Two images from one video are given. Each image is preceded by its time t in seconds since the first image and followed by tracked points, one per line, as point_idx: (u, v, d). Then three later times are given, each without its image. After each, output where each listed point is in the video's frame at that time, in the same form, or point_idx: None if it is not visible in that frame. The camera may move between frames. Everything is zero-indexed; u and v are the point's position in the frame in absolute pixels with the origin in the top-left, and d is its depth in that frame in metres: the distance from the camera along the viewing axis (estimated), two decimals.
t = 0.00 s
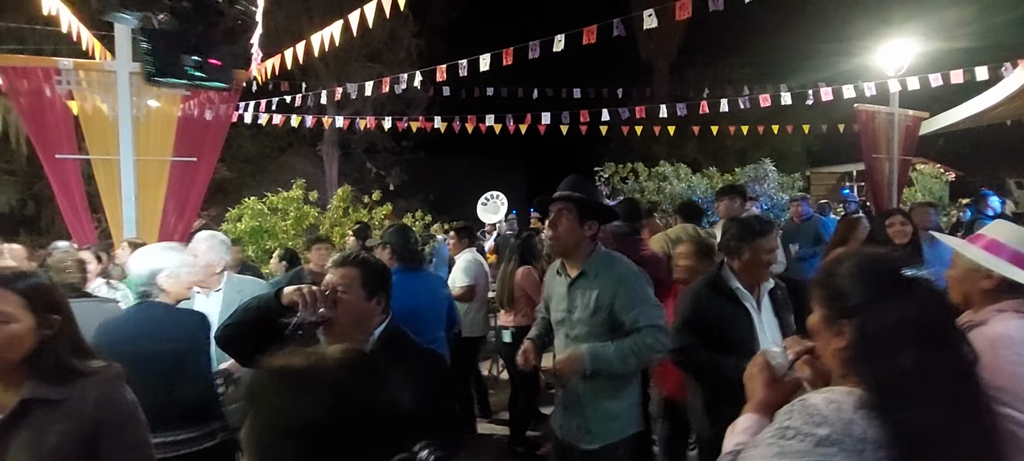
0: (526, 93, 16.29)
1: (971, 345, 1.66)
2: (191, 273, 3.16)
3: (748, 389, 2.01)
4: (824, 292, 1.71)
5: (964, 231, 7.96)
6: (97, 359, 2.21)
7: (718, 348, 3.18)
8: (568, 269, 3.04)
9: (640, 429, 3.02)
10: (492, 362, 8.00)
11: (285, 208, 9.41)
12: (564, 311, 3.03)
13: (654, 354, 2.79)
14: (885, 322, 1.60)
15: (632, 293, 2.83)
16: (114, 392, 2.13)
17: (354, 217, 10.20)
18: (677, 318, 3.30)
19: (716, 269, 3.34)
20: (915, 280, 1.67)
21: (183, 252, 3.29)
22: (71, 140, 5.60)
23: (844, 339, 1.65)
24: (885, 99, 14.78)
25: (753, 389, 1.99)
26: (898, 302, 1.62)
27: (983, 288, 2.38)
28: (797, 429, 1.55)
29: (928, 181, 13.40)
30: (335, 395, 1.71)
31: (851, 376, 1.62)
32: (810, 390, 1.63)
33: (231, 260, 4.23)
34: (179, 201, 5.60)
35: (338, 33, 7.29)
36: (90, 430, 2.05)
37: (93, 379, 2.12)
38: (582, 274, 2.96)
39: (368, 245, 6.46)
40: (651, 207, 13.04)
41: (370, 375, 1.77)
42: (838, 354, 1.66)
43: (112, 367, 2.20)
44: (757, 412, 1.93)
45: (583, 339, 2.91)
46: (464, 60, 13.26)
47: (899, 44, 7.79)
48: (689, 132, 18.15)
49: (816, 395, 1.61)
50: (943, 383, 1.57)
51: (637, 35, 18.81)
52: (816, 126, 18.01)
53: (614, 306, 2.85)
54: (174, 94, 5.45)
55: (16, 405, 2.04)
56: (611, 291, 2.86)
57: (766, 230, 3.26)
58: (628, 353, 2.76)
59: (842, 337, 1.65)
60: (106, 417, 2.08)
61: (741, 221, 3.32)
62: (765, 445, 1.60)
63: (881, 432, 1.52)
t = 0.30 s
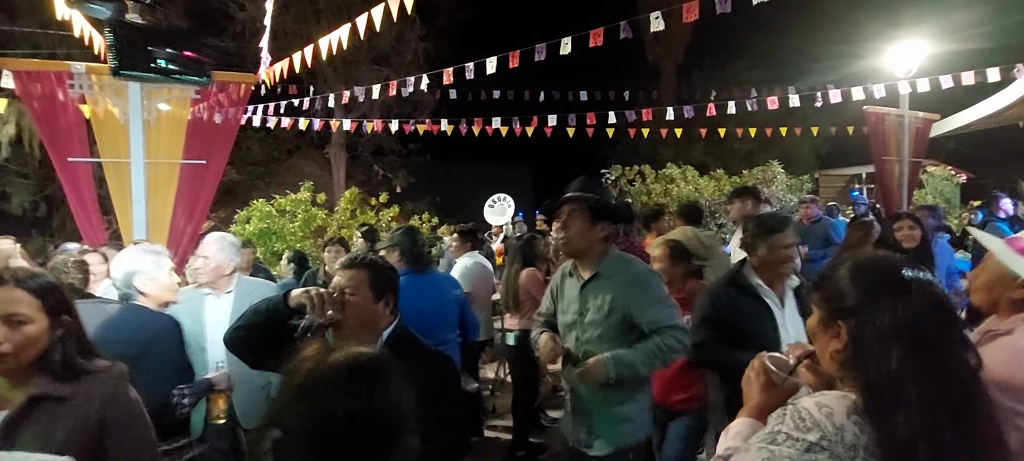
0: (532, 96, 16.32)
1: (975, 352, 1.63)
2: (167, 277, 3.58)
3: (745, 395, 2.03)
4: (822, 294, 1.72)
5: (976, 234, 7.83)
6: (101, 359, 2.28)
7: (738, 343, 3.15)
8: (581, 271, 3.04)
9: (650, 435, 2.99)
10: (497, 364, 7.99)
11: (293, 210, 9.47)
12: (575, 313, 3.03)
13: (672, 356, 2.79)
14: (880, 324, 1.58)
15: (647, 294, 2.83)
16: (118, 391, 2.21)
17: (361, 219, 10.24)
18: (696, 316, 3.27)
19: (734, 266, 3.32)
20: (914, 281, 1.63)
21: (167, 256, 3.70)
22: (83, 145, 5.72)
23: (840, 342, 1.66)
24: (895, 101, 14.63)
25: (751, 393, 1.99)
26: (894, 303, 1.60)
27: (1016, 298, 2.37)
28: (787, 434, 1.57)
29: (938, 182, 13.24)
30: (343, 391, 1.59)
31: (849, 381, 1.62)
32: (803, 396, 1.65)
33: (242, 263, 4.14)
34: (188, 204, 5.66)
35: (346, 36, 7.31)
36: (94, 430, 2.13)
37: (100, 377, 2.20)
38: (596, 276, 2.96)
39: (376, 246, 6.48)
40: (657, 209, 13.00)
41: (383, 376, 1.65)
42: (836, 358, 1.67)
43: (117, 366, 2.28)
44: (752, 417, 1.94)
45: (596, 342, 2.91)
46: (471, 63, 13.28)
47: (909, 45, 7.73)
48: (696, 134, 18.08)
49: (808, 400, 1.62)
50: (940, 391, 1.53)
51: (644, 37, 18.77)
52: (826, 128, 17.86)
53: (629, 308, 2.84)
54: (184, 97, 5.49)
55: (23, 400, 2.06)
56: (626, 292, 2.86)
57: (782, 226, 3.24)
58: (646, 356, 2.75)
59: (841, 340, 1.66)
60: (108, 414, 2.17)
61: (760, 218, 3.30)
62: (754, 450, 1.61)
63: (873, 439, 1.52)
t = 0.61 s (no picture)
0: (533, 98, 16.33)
1: (975, 359, 1.62)
2: (173, 282, 3.49)
3: (750, 403, 1.99)
4: (818, 302, 1.72)
5: (979, 235, 7.81)
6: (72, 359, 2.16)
7: (752, 350, 3.18)
8: (593, 275, 3.04)
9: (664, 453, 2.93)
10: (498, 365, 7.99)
11: (293, 211, 9.48)
12: (584, 319, 3.04)
13: (677, 377, 2.71)
14: (877, 332, 1.57)
15: (659, 304, 2.78)
16: (93, 394, 2.11)
17: (362, 220, 10.25)
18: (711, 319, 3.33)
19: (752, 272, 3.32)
20: (911, 287, 1.61)
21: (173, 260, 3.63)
22: (85, 146, 5.74)
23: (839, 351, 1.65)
24: (897, 102, 14.60)
25: (756, 402, 1.95)
26: (890, 311, 1.58)
27: None
28: (788, 448, 1.58)
29: (940, 184, 13.19)
30: (386, 384, 2.10)
31: (850, 391, 1.61)
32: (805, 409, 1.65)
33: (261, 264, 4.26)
34: (189, 204, 5.71)
35: (346, 38, 7.32)
36: (67, 431, 2.00)
37: (74, 378, 2.10)
38: (606, 281, 2.95)
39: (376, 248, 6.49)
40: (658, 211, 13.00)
41: (416, 371, 2.14)
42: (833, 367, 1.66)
43: (88, 370, 2.16)
44: (757, 427, 1.89)
45: (604, 350, 2.90)
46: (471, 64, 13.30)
47: (910, 46, 7.72)
48: (697, 136, 18.08)
49: (810, 414, 1.62)
50: (938, 403, 1.53)
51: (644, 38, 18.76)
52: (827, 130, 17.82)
53: (639, 317, 2.81)
54: (186, 98, 5.51)
55: None
56: (634, 302, 2.82)
57: (806, 232, 3.19)
58: (649, 373, 2.69)
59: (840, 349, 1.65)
60: (85, 418, 2.05)
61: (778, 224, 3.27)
62: None
63: (871, 453, 1.53)
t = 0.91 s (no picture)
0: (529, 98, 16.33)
1: (988, 349, 1.62)
2: (150, 288, 3.32)
3: (766, 392, 2.06)
4: (835, 296, 1.75)
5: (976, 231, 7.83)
6: (40, 369, 2.22)
7: (749, 343, 3.17)
8: (595, 278, 3.02)
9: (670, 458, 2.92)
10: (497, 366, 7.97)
11: (290, 214, 9.47)
12: (585, 322, 3.03)
13: (677, 387, 2.72)
14: (894, 322, 1.59)
15: (661, 313, 2.78)
16: (63, 401, 2.16)
17: (359, 223, 10.24)
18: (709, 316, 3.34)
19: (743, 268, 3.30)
20: (932, 280, 1.62)
21: (153, 265, 3.48)
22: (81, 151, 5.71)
23: (856, 340, 1.67)
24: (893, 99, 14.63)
25: (769, 392, 2.03)
26: (905, 302, 1.61)
27: None
28: (808, 433, 1.57)
29: (937, 180, 13.19)
30: (436, 376, 2.07)
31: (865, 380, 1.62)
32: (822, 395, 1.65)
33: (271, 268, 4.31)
34: (186, 209, 5.67)
35: (342, 40, 7.31)
36: (40, 438, 2.08)
37: (42, 386, 2.15)
38: (608, 287, 2.94)
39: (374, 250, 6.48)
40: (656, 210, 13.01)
41: (463, 366, 2.09)
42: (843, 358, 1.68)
43: (57, 377, 2.23)
44: (773, 413, 1.98)
45: (605, 356, 2.89)
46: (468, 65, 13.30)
47: (906, 43, 7.74)
48: (694, 134, 18.11)
49: (828, 400, 1.62)
50: (955, 389, 1.52)
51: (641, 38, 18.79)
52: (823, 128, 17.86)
53: (639, 324, 2.81)
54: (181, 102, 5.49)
55: None
56: (634, 308, 2.82)
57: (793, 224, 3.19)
58: (646, 380, 2.71)
59: (855, 340, 1.68)
60: (56, 425, 2.12)
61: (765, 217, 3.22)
62: (774, 448, 1.60)
63: (889, 437, 1.53)
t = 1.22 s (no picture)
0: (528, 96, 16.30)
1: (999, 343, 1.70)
2: (132, 284, 3.23)
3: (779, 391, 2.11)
4: (849, 295, 1.82)
5: (973, 228, 7.88)
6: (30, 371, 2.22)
7: (740, 344, 3.18)
8: (595, 279, 3.03)
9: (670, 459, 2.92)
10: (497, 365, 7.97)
11: (288, 213, 9.46)
12: (587, 322, 3.05)
13: (676, 388, 2.72)
14: (915, 319, 1.67)
15: (659, 314, 2.76)
16: (53, 402, 2.16)
17: (357, 222, 10.23)
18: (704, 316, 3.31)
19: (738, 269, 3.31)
20: (943, 281, 1.73)
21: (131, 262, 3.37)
22: (77, 151, 5.67)
23: (876, 336, 1.72)
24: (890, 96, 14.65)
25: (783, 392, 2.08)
26: (924, 299, 1.70)
27: None
28: (847, 432, 1.62)
29: (934, 178, 13.24)
30: (465, 371, 1.59)
31: (889, 376, 1.66)
32: (853, 390, 1.69)
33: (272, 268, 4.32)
34: (185, 207, 5.67)
35: (339, 39, 7.29)
36: (33, 439, 2.08)
37: (36, 389, 2.15)
38: (608, 287, 2.95)
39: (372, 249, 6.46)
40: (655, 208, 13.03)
41: (493, 360, 1.64)
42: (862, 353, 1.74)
43: (48, 379, 2.23)
44: (793, 412, 2.02)
45: (605, 355, 2.90)
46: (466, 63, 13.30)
47: (905, 40, 7.71)
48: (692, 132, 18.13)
49: (861, 396, 1.65)
50: (972, 384, 1.60)
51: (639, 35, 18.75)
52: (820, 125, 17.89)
53: (638, 325, 2.80)
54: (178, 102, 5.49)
55: None
56: (632, 309, 2.82)
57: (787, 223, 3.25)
58: (645, 380, 2.73)
59: (874, 337, 1.73)
60: (48, 426, 2.12)
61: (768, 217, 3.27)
62: (814, 447, 1.66)
63: (927, 429, 1.56)
